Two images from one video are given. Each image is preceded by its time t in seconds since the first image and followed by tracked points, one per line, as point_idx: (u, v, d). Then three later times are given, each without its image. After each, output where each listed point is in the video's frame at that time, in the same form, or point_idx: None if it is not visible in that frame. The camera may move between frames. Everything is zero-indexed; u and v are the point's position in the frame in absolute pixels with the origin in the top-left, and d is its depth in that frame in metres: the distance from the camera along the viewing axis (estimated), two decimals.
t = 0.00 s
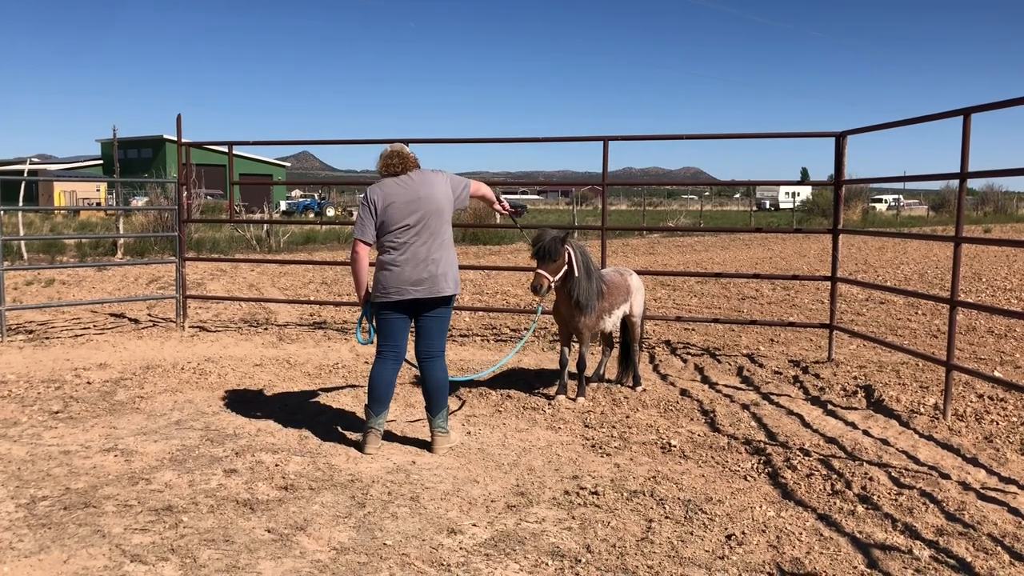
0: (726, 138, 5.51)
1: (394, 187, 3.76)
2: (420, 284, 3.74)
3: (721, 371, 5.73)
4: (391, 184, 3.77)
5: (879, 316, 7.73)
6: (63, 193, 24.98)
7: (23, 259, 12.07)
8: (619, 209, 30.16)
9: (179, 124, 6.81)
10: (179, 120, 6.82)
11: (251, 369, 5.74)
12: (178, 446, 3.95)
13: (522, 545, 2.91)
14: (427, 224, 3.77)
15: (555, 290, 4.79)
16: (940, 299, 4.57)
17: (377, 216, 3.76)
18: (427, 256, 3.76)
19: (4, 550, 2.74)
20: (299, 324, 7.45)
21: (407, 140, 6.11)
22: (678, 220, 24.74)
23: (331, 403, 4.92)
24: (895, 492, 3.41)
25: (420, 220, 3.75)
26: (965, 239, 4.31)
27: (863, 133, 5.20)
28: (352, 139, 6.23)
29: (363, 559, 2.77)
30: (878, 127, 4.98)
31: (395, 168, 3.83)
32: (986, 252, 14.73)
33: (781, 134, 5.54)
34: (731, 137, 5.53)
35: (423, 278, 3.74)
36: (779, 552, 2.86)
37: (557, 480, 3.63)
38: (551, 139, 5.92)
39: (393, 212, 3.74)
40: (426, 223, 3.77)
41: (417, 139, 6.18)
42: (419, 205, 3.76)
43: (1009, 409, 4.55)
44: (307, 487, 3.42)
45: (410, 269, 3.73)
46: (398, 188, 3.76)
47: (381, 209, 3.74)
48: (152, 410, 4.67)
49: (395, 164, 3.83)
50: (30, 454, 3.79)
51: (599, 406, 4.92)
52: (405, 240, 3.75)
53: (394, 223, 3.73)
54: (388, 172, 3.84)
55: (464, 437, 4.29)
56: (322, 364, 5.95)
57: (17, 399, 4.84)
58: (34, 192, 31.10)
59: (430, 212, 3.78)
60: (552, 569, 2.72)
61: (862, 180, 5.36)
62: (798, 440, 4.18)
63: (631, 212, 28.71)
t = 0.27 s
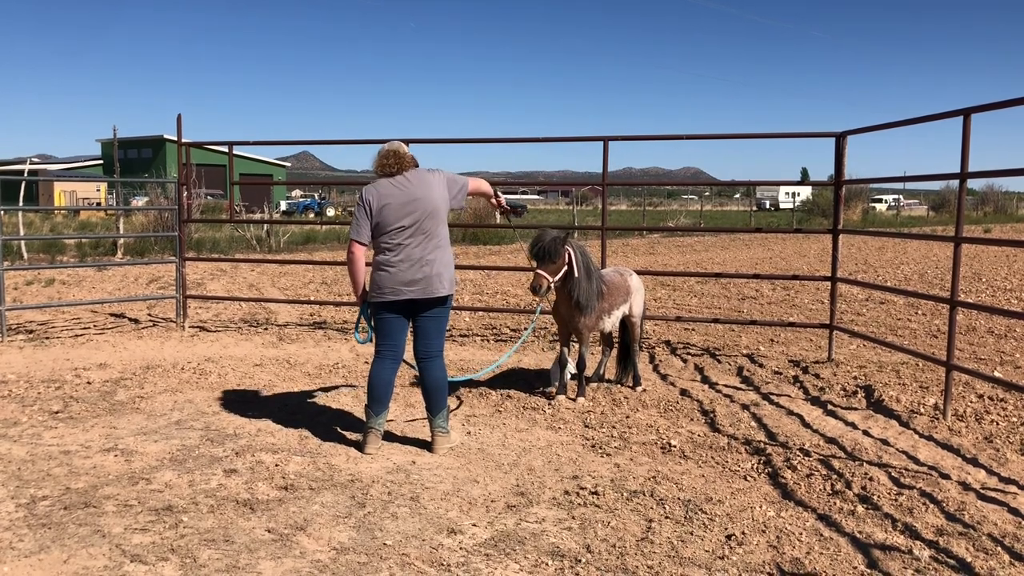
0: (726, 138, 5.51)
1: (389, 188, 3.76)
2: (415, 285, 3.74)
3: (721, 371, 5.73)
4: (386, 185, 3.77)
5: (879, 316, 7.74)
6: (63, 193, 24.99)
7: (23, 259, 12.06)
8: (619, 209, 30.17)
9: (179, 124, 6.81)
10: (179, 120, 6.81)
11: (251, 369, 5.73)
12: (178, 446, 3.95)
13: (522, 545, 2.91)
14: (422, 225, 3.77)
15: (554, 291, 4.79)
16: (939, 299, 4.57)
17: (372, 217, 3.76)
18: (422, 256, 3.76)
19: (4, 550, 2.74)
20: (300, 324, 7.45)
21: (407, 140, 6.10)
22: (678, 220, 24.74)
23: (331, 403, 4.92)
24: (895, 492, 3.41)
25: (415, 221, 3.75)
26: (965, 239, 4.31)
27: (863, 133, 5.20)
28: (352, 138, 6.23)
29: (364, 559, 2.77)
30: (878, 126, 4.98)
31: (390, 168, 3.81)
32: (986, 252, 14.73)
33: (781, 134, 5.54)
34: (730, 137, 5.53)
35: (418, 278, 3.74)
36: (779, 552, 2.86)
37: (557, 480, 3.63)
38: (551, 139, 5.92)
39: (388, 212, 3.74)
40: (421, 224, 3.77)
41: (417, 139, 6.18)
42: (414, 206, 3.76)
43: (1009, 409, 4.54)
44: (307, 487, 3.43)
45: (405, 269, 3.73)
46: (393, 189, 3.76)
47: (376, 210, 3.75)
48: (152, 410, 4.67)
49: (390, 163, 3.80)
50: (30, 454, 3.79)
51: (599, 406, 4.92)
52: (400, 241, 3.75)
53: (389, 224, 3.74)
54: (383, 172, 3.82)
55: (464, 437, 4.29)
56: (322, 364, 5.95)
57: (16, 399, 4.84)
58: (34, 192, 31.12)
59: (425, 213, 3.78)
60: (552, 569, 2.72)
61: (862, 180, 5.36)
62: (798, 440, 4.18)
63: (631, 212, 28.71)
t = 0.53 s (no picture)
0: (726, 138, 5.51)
1: (377, 190, 3.77)
2: (403, 287, 3.73)
3: (721, 372, 5.73)
4: (374, 187, 3.78)
5: (879, 317, 7.74)
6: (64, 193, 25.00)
7: (23, 259, 12.07)
8: (619, 209, 30.16)
9: (179, 123, 6.81)
10: (180, 120, 6.81)
11: (251, 369, 5.73)
12: (178, 446, 3.95)
13: (522, 545, 2.91)
14: (409, 227, 3.76)
15: (554, 291, 4.79)
16: (940, 299, 4.57)
17: (361, 219, 3.78)
18: (411, 258, 3.75)
19: (4, 550, 2.74)
20: (300, 324, 7.45)
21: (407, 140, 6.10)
22: (679, 220, 24.75)
23: (331, 403, 4.92)
24: (895, 492, 3.41)
25: (403, 223, 3.75)
26: (965, 239, 4.31)
27: (863, 133, 5.20)
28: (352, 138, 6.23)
29: (364, 559, 2.77)
30: (878, 126, 4.98)
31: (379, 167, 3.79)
32: (986, 252, 14.75)
33: (782, 134, 5.54)
34: (731, 137, 5.53)
35: (406, 280, 3.73)
36: (779, 552, 2.85)
37: (557, 480, 3.63)
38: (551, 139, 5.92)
39: (376, 214, 3.75)
40: (409, 226, 3.76)
41: (417, 139, 6.18)
42: (401, 209, 3.75)
43: (1010, 409, 4.54)
44: (307, 487, 3.42)
45: (393, 271, 3.73)
46: (381, 191, 3.77)
47: (364, 212, 3.76)
48: (153, 410, 4.67)
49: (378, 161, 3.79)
50: (30, 454, 3.79)
51: (599, 406, 4.92)
52: (388, 243, 3.76)
53: (377, 226, 3.75)
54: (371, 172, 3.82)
55: (464, 437, 4.28)
56: (323, 364, 5.95)
57: (16, 399, 4.84)
58: (35, 192, 31.14)
59: (413, 215, 3.76)
60: (552, 569, 2.72)
61: (863, 180, 5.36)
62: (798, 440, 4.18)
63: (632, 212, 28.70)
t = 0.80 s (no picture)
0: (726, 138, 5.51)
1: (365, 192, 3.80)
2: (387, 288, 3.73)
3: (721, 372, 5.73)
4: (364, 189, 3.81)
5: (880, 317, 7.73)
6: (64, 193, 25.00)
7: (24, 259, 12.07)
8: (620, 210, 30.15)
9: (179, 123, 6.81)
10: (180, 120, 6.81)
11: (251, 369, 5.73)
12: (178, 446, 3.95)
13: (522, 545, 2.91)
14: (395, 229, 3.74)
15: (554, 292, 4.79)
16: (940, 299, 4.56)
17: (350, 220, 3.83)
18: (395, 260, 3.74)
19: (4, 550, 2.74)
20: (300, 324, 7.45)
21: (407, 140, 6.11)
22: (679, 220, 24.76)
23: (331, 403, 4.92)
24: (896, 493, 3.41)
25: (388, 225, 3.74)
26: (965, 240, 4.31)
27: (864, 133, 5.20)
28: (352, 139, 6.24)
29: (364, 559, 2.77)
30: (879, 126, 4.98)
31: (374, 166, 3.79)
32: (986, 252, 14.76)
33: (782, 135, 5.54)
34: (731, 137, 5.53)
35: (390, 282, 3.73)
36: (779, 553, 2.85)
37: (557, 480, 3.63)
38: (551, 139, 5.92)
39: (363, 216, 3.77)
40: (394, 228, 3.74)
41: (417, 139, 6.18)
42: (387, 211, 3.75)
43: (1010, 410, 4.54)
44: (307, 487, 3.42)
45: (378, 272, 3.74)
46: (369, 193, 3.79)
47: (353, 213, 3.80)
48: (153, 410, 4.67)
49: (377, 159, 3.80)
50: (30, 454, 3.79)
51: (599, 407, 4.92)
52: (374, 245, 3.77)
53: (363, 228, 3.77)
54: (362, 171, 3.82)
55: (464, 438, 4.28)
56: (323, 364, 5.95)
57: (17, 399, 4.84)
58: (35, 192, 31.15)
59: (398, 217, 3.75)
60: (552, 570, 2.72)
61: (863, 181, 5.36)
62: (798, 440, 4.18)
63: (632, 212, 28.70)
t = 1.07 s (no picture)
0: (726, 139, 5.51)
1: (360, 194, 3.81)
2: (378, 290, 3.75)
3: (722, 373, 5.73)
4: (358, 191, 3.82)
5: (880, 318, 7.73)
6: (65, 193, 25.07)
7: (24, 259, 12.08)
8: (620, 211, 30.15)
9: (179, 124, 6.81)
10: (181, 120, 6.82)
11: (251, 370, 5.73)
12: (179, 446, 3.96)
13: (522, 546, 2.90)
14: (386, 232, 3.74)
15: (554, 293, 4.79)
16: (941, 301, 4.56)
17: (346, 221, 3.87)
18: (387, 262, 3.76)
19: (5, 550, 2.74)
20: (300, 325, 7.45)
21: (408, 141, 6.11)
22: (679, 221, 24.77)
23: (332, 404, 4.92)
24: (896, 494, 3.41)
25: (379, 229, 3.75)
26: (966, 241, 4.30)
27: (865, 134, 5.20)
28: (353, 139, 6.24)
29: (364, 559, 2.77)
30: (879, 127, 4.98)
31: (377, 168, 3.79)
32: (986, 253, 14.76)
33: (783, 136, 5.54)
34: (731, 138, 5.53)
35: (381, 284, 3.74)
36: (779, 554, 2.85)
37: (557, 481, 3.63)
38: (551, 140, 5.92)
39: (355, 217, 3.79)
40: (386, 231, 3.74)
41: (418, 140, 6.18)
42: (378, 213, 3.75)
43: (1011, 411, 4.54)
44: (308, 488, 3.42)
45: (369, 274, 3.77)
46: (363, 195, 3.80)
47: (347, 214, 3.83)
48: (153, 411, 4.67)
49: (379, 160, 3.79)
50: (31, 455, 3.79)
51: (600, 408, 4.92)
52: (366, 246, 3.79)
53: (356, 229, 3.80)
54: (366, 173, 3.80)
55: (464, 439, 4.28)
56: (323, 365, 5.95)
57: (17, 399, 4.84)
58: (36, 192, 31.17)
59: (390, 221, 3.74)
60: (553, 570, 2.72)
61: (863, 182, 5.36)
62: (798, 441, 4.18)
63: (632, 213, 28.69)
